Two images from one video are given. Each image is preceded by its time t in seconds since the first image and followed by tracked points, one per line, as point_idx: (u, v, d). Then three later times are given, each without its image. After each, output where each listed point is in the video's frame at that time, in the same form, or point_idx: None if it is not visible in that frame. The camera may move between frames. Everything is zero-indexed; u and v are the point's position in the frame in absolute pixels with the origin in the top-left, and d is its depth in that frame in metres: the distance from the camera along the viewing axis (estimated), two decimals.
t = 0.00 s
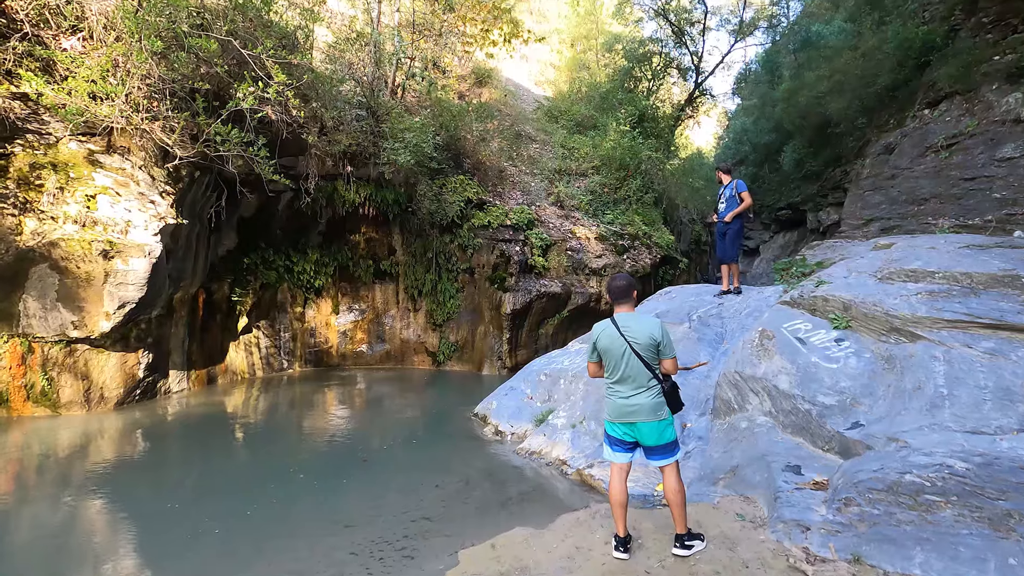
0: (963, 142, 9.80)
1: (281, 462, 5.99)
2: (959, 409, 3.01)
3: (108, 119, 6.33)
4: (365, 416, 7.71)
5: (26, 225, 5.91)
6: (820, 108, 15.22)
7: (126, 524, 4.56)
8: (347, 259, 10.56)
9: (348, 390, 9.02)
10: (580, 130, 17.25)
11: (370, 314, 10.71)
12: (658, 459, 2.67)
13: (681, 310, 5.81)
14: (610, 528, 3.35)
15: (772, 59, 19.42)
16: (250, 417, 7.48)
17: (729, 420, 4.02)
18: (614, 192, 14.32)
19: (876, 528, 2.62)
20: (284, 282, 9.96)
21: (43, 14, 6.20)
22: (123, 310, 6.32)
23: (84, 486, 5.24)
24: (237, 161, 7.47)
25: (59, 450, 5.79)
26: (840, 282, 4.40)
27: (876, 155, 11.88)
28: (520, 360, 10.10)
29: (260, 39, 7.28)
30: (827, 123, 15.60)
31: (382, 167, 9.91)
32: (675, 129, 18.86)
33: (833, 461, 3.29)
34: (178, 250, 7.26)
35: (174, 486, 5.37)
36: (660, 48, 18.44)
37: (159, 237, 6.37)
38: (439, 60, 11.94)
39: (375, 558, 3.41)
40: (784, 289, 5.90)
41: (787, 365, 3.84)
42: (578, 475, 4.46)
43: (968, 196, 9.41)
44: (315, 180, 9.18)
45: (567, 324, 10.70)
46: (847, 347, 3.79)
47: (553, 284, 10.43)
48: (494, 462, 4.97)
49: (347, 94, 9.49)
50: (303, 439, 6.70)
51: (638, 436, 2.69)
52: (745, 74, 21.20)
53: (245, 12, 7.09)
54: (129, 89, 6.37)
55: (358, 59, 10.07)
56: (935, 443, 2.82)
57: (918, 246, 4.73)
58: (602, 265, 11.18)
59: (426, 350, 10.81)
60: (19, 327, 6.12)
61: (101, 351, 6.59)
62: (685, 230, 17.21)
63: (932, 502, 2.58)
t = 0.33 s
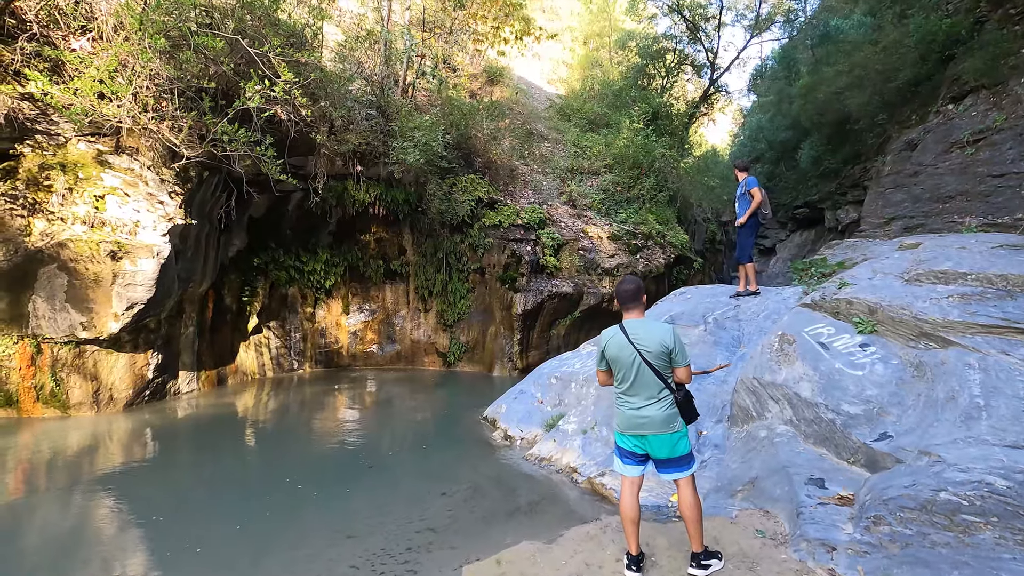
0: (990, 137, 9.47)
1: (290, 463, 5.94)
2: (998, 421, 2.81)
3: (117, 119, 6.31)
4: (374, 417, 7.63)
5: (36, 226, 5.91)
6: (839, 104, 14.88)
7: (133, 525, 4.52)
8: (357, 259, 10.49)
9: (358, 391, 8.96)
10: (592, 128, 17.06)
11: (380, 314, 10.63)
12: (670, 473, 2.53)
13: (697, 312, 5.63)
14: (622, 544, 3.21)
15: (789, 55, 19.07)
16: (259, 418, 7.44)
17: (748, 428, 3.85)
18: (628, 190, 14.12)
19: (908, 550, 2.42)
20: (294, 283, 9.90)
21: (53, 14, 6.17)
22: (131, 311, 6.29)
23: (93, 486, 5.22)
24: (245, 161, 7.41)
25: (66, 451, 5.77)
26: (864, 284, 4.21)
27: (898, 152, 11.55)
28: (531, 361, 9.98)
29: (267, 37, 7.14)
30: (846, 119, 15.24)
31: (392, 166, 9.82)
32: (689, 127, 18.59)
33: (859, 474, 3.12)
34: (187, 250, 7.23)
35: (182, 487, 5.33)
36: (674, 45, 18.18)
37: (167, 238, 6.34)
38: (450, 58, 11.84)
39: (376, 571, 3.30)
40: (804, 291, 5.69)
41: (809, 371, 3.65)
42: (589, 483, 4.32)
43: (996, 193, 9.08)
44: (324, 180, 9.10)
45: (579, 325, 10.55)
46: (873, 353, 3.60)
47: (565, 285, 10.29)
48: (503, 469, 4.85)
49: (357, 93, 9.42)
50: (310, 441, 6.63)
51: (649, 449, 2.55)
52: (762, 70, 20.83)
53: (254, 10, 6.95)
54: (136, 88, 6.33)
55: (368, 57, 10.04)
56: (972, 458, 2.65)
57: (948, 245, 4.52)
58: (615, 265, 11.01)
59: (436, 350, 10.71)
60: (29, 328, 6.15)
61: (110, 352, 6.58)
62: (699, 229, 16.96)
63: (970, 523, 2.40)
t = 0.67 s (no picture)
0: (1017, 130, 9.15)
1: (297, 463, 5.87)
2: None
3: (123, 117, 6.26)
4: (382, 418, 7.52)
5: (42, 225, 5.90)
6: (858, 99, 14.55)
7: (135, 527, 4.46)
8: (366, 258, 10.37)
9: (367, 391, 8.88)
10: (604, 125, 16.86)
11: (390, 313, 10.53)
12: (684, 484, 2.38)
13: (712, 311, 5.44)
14: (633, 557, 3.08)
15: (805, 49, 18.70)
16: (267, 417, 7.38)
17: (767, 434, 3.67)
18: (640, 188, 13.92)
19: (945, 570, 2.24)
20: (303, 282, 9.84)
21: (60, 13, 6.09)
22: (138, 310, 6.26)
23: (100, 486, 5.19)
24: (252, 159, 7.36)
25: (73, 451, 5.74)
26: (890, 282, 4.01)
27: (920, 147, 11.23)
28: (542, 362, 9.86)
29: (273, 34, 7.06)
30: (866, 114, 14.89)
31: (400, 163, 9.73)
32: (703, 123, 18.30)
33: (886, 484, 2.94)
34: (194, 249, 7.20)
35: (189, 487, 5.28)
36: (688, 40, 17.91)
37: (174, 237, 6.30)
38: (459, 55, 11.72)
39: None
40: (824, 290, 5.48)
41: (832, 375, 3.46)
42: (599, 490, 4.17)
43: None
44: (331, 178, 9.01)
45: (591, 324, 10.39)
46: (901, 355, 3.41)
47: (576, 284, 10.12)
48: (511, 473, 4.71)
49: (366, 90, 9.34)
50: (318, 441, 6.55)
51: (661, 459, 2.40)
52: (777, 65, 20.47)
53: (259, 6, 6.85)
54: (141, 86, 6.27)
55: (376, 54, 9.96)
56: (1013, 470, 2.48)
57: (978, 241, 4.31)
58: (628, 263, 10.83)
59: (446, 350, 10.60)
60: (36, 327, 6.13)
61: (118, 351, 6.55)
62: (713, 227, 16.69)
63: (1013, 541, 2.22)
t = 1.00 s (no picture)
0: None
1: (302, 464, 5.75)
2: None
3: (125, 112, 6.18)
4: (389, 418, 7.38)
5: (44, 222, 5.84)
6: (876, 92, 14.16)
7: (129, 530, 4.34)
8: (374, 256, 10.23)
9: (374, 391, 8.76)
10: (615, 122, 16.62)
11: (398, 312, 10.40)
12: (699, 498, 2.18)
13: (727, 310, 5.21)
14: (642, 573, 2.97)
15: (822, 43, 18.28)
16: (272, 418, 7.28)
17: (786, 440, 3.46)
18: (652, 185, 13.68)
19: None
20: (310, 281, 9.73)
21: (64, 8, 6.03)
22: (140, 309, 6.18)
23: (102, 486, 5.11)
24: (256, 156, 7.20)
25: (75, 451, 5.67)
26: (919, 278, 3.78)
27: (943, 140, 10.86)
28: (551, 362, 9.67)
29: (274, 26, 6.85)
30: (886, 107, 14.48)
31: (407, 160, 9.58)
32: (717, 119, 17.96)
33: (919, 497, 2.75)
34: (198, 247, 7.11)
35: (193, 488, 5.18)
36: (701, 35, 17.61)
37: (177, 235, 6.20)
38: (467, 50, 11.55)
39: None
40: (846, 287, 5.23)
41: (858, 378, 3.23)
42: (608, 497, 3.98)
43: None
44: (335, 174, 8.81)
45: (602, 324, 10.17)
46: (933, 357, 3.19)
47: (586, 282, 9.91)
48: (517, 478, 4.52)
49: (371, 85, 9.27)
50: (323, 442, 6.42)
51: (672, 471, 2.20)
52: (794, 59, 20.03)
53: None
54: (142, 81, 6.18)
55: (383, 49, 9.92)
56: None
57: (1013, 235, 4.06)
58: (639, 261, 10.60)
59: (454, 349, 10.45)
60: (37, 326, 6.06)
61: (120, 350, 6.47)
62: (728, 225, 16.37)
63: None
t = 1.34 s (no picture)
0: None
1: (301, 469, 5.59)
2: None
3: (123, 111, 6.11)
4: (393, 420, 7.24)
5: (42, 222, 5.78)
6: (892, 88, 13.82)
7: (120, 537, 4.22)
8: (379, 256, 10.10)
9: (380, 392, 8.64)
10: (625, 120, 16.39)
11: (404, 313, 10.27)
12: (711, 519, 2.00)
13: (740, 311, 5.00)
14: None
15: (837, 38, 17.93)
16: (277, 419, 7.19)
17: (805, 450, 3.28)
18: (663, 182, 13.46)
19: None
20: (314, 281, 9.63)
21: (62, 6, 5.93)
22: (140, 310, 6.10)
23: (101, 490, 5.03)
24: (258, 155, 7.08)
25: (74, 454, 5.60)
26: (946, 278, 3.56)
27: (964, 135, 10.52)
28: (559, 364, 9.49)
29: (272, 21, 6.69)
30: (902, 102, 14.15)
31: (412, 158, 9.43)
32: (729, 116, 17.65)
33: (952, 515, 2.57)
34: (200, 247, 7.01)
35: (191, 492, 5.09)
36: (712, 31, 17.32)
37: (177, 235, 6.11)
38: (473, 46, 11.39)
39: None
40: (865, 287, 5.01)
41: (882, 385, 3.04)
42: (615, 509, 3.79)
43: None
44: (339, 173, 8.69)
45: (611, 325, 9.97)
46: (964, 363, 3.01)
47: (595, 282, 9.72)
48: (521, 486, 4.36)
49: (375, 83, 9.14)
50: (325, 445, 6.30)
51: (681, 489, 2.02)
52: (807, 55, 19.68)
53: None
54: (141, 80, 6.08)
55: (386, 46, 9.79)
56: None
57: None
58: (649, 261, 10.39)
59: (461, 350, 10.29)
60: (36, 327, 5.99)
61: (121, 352, 6.39)
62: (740, 224, 16.08)
63: None
